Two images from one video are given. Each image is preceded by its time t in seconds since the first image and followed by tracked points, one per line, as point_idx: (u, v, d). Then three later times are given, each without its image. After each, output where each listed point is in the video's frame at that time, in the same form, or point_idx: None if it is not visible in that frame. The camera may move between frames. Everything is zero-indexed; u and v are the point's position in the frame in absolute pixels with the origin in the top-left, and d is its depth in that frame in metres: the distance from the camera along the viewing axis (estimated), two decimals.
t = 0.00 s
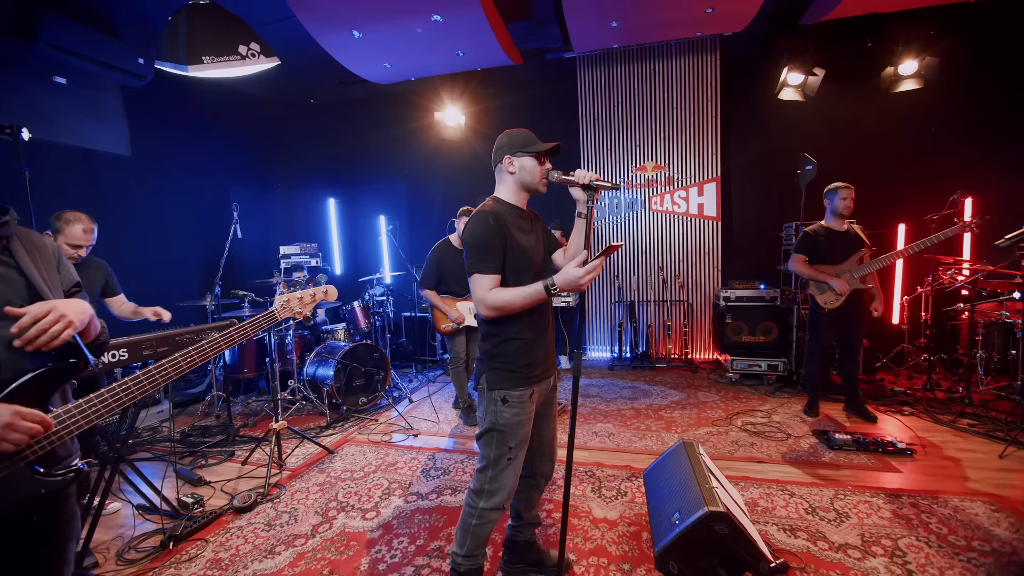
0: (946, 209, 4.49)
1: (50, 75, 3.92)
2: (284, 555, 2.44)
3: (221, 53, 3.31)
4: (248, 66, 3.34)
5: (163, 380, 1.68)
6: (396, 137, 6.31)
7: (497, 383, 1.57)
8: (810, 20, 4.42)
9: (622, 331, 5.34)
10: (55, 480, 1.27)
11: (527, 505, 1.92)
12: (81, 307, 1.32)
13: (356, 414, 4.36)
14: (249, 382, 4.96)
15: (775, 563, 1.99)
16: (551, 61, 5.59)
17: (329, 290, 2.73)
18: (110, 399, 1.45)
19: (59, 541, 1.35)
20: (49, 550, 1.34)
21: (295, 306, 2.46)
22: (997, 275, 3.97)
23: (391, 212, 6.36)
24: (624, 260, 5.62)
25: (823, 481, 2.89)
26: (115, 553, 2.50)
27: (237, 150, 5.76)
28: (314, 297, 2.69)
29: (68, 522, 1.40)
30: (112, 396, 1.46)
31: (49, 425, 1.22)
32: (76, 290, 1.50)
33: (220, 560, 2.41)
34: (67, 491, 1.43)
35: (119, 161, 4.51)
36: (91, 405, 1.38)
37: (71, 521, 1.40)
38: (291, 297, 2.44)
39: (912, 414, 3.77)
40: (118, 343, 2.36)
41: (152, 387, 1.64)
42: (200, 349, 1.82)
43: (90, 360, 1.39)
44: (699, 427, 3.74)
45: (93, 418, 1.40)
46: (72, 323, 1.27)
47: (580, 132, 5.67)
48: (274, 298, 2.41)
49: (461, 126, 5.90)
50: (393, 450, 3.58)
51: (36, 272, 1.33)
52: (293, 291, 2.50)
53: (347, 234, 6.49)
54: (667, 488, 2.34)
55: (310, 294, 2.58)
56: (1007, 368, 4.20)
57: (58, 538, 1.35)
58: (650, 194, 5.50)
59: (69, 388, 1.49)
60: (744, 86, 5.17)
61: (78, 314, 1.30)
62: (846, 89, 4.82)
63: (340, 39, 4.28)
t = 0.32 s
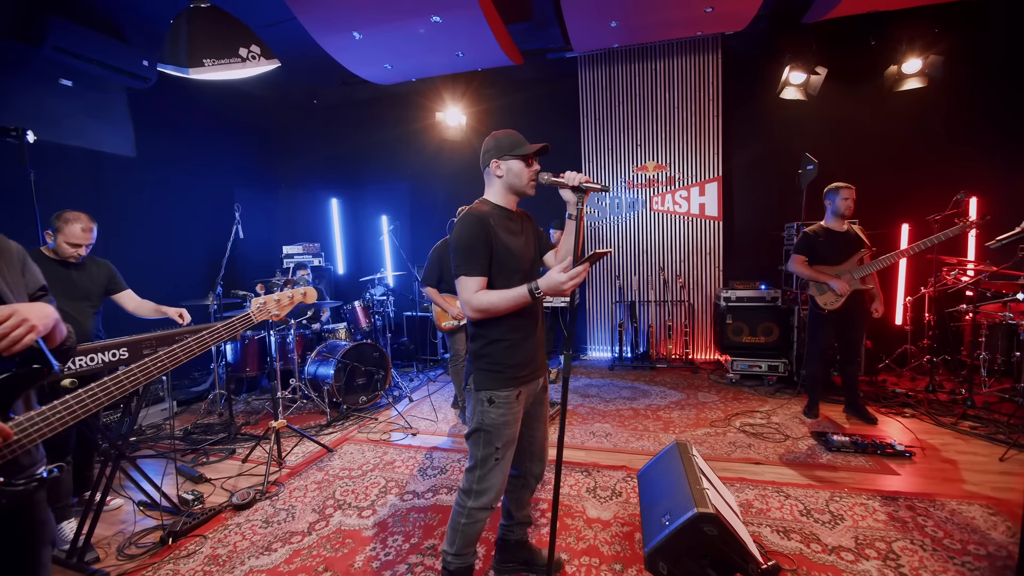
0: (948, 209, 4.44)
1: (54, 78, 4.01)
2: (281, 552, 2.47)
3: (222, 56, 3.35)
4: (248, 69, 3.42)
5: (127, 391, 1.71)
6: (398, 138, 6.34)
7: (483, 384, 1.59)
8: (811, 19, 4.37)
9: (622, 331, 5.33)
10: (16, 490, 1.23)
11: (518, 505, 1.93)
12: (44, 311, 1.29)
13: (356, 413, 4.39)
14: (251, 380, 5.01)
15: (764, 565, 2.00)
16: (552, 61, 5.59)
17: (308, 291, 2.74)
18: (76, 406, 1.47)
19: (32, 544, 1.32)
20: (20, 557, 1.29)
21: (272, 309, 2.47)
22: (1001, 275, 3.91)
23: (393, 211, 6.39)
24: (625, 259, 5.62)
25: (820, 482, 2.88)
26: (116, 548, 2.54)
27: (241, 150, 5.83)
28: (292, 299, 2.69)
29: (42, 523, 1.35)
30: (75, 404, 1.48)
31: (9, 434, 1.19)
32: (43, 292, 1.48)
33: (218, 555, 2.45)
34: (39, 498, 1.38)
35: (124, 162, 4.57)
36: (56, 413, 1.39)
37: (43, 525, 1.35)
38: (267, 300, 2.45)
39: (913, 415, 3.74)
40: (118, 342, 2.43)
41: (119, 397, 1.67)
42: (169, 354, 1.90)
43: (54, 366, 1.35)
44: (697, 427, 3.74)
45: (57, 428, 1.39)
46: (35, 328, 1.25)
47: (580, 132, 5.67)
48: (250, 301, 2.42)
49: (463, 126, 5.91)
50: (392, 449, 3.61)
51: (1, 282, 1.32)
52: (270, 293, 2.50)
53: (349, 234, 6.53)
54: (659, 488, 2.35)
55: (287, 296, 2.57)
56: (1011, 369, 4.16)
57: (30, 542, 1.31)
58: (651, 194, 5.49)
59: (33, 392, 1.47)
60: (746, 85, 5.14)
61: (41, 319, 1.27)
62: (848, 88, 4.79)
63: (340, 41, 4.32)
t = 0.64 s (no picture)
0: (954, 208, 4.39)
1: (63, 80, 4.08)
2: (280, 547, 2.53)
3: (224, 59, 3.39)
4: (250, 71, 3.45)
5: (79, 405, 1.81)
6: (401, 137, 6.36)
7: (460, 389, 1.61)
8: (816, 16, 4.31)
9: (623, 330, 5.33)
10: None
11: (508, 505, 1.97)
12: None
13: (359, 410, 4.44)
14: (256, 378, 5.09)
15: (754, 568, 2.00)
16: (554, 59, 5.58)
17: (281, 296, 2.88)
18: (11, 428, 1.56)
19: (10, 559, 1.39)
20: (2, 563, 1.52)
21: (242, 314, 2.60)
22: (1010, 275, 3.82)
23: (397, 211, 6.42)
24: (628, 258, 5.61)
25: (817, 484, 2.87)
26: (122, 542, 2.61)
27: (247, 150, 5.90)
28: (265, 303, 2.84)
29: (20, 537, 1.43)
30: (25, 418, 1.61)
31: None
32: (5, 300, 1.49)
33: (219, 551, 2.50)
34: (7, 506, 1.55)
35: (130, 163, 4.65)
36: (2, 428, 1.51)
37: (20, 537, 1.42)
38: (238, 306, 2.58)
39: (915, 417, 3.70)
40: (123, 342, 2.49)
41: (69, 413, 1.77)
42: (137, 361, 2.02)
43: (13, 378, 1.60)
44: (696, 427, 3.74)
45: None
46: None
47: (582, 131, 5.66)
48: (222, 306, 2.55)
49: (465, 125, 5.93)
50: (392, 447, 3.65)
51: None
52: (241, 299, 2.63)
53: (353, 232, 6.58)
54: (652, 489, 2.35)
55: (259, 301, 2.71)
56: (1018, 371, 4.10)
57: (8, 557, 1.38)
58: (653, 192, 5.47)
59: None
60: (749, 83, 5.10)
61: None
62: (852, 86, 4.73)
63: (342, 41, 4.35)
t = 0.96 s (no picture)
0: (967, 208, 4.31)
1: (77, 84, 4.19)
2: (284, 544, 2.57)
3: (231, 62, 3.43)
4: (257, 75, 3.50)
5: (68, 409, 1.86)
6: (408, 137, 6.39)
7: (443, 394, 1.62)
8: (825, 12, 4.24)
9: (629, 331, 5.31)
10: None
11: (500, 506, 2.01)
12: None
13: (364, 409, 4.49)
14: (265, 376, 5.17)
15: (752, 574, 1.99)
16: (560, 58, 5.56)
17: (267, 298, 2.86)
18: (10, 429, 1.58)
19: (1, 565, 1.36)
20: None
21: (227, 316, 2.61)
22: None
23: (404, 211, 6.46)
24: (634, 258, 5.58)
25: (821, 489, 2.84)
26: (132, 537, 2.68)
27: (257, 151, 5.99)
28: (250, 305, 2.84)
29: (15, 538, 1.41)
30: (17, 422, 1.62)
31: None
32: None
33: (225, 547, 2.56)
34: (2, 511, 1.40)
35: (143, 165, 4.75)
36: None
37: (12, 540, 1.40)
38: (223, 308, 2.59)
39: (925, 421, 3.64)
40: (130, 342, 2.51)
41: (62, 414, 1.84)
42: (121, 365, 2.09)
43: None
44: (699, 429, 3.72)
45: None
46: None
47: (589, 131, 5.64)
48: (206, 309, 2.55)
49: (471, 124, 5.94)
50: (396, 446, 3.69)
51: None
52: (226, 301, 2.64)
53: (361, 232, 6.64)
54: (651, 492, 2.35)
55: (244, 303, 2.72)
56: None
57: None
58: (660, 192, 5.44)
59: None
60: (758, 81, 5.04)
61: None
62: (861, 85, 4.66)
63: (348, 43, 4.38)
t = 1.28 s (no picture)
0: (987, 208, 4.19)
1: (94, 88, 4.28)
2: (289, 542, 2.61)
3: (240, 66, 3.47)
4: (266, 78, 3.56)
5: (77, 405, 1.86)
6: (417, 137, 6.42)
7: (439, 397, 1.64)
8: (840, 7, 4.14)
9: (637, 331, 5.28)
10: None
11: (500, 509, 2.00)
12: None
13: (372, 408, 4.53)
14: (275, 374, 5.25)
15: None
16: (569, 56, 5.54)
17: (269, 291, 2.82)
18: (29, 423, 1.57)
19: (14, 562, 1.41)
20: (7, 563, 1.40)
21: (229, 312, 2.65)
22: None
23: (412, 210, 6.49)
24: (643, 257, 5.54)
25: (829, 495, 2.78)
26: (143, 532, 2.75)
27: (269, 153, 6.08)
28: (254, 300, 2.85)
29: (28, 534, 1.46)
30: (31, 419, 1.58)
31: None
32: None
33: (232, 543, 2.61)
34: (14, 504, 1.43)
35: (157, 167, 4.85)
36: (10, 429, 1.49)
37: (25, 538, 1.45)
38: (225, 304, 2.62)
39: (939, 426, 3.55)
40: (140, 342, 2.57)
41: (71, 411, 1.83)
42: (125, 362, 2.08)
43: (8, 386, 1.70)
44: (706, 432, 3.68)
45: (10, 444, 1.49)
46: None
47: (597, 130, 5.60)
48: (209, 304, 2.58)
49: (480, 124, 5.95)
50: (402, 445, 3.72)
51: None
52: (228, 297, 2.68)
53: (370, 232, 6.69)
54: (653, 496, 2.33)
55: (246, 298, 2.75)
56: None
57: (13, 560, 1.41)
58: (669, 191, 5.39)
59: None
60: (770, 76, 4.95)
61: None
62: (875, 81, 4.56)
63: (356, 45, 4.41)
